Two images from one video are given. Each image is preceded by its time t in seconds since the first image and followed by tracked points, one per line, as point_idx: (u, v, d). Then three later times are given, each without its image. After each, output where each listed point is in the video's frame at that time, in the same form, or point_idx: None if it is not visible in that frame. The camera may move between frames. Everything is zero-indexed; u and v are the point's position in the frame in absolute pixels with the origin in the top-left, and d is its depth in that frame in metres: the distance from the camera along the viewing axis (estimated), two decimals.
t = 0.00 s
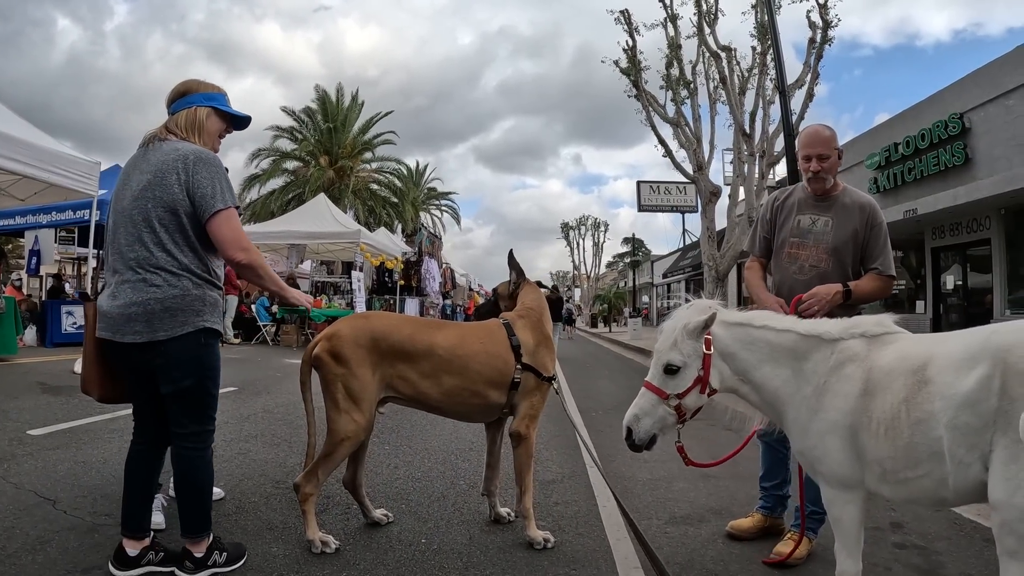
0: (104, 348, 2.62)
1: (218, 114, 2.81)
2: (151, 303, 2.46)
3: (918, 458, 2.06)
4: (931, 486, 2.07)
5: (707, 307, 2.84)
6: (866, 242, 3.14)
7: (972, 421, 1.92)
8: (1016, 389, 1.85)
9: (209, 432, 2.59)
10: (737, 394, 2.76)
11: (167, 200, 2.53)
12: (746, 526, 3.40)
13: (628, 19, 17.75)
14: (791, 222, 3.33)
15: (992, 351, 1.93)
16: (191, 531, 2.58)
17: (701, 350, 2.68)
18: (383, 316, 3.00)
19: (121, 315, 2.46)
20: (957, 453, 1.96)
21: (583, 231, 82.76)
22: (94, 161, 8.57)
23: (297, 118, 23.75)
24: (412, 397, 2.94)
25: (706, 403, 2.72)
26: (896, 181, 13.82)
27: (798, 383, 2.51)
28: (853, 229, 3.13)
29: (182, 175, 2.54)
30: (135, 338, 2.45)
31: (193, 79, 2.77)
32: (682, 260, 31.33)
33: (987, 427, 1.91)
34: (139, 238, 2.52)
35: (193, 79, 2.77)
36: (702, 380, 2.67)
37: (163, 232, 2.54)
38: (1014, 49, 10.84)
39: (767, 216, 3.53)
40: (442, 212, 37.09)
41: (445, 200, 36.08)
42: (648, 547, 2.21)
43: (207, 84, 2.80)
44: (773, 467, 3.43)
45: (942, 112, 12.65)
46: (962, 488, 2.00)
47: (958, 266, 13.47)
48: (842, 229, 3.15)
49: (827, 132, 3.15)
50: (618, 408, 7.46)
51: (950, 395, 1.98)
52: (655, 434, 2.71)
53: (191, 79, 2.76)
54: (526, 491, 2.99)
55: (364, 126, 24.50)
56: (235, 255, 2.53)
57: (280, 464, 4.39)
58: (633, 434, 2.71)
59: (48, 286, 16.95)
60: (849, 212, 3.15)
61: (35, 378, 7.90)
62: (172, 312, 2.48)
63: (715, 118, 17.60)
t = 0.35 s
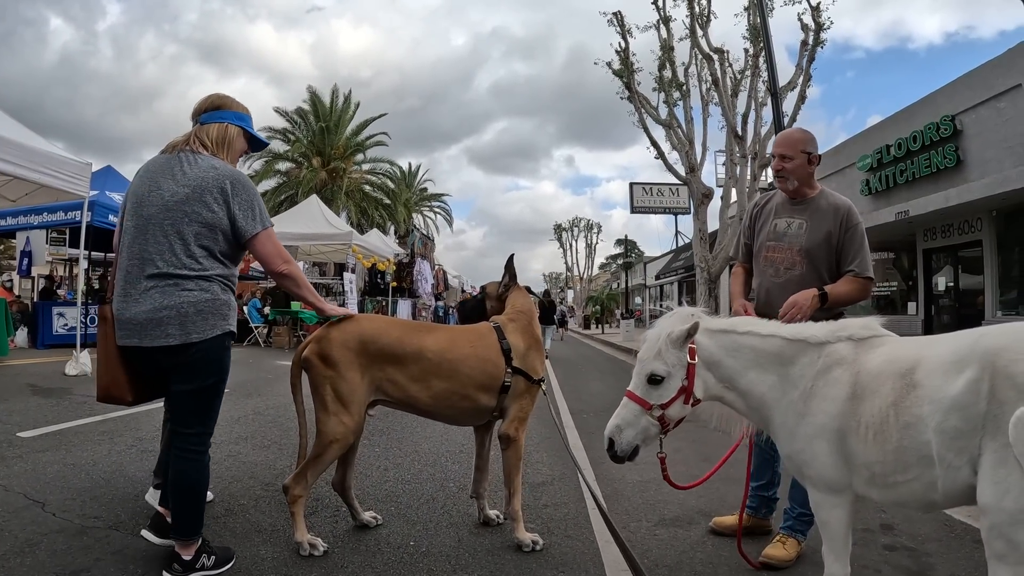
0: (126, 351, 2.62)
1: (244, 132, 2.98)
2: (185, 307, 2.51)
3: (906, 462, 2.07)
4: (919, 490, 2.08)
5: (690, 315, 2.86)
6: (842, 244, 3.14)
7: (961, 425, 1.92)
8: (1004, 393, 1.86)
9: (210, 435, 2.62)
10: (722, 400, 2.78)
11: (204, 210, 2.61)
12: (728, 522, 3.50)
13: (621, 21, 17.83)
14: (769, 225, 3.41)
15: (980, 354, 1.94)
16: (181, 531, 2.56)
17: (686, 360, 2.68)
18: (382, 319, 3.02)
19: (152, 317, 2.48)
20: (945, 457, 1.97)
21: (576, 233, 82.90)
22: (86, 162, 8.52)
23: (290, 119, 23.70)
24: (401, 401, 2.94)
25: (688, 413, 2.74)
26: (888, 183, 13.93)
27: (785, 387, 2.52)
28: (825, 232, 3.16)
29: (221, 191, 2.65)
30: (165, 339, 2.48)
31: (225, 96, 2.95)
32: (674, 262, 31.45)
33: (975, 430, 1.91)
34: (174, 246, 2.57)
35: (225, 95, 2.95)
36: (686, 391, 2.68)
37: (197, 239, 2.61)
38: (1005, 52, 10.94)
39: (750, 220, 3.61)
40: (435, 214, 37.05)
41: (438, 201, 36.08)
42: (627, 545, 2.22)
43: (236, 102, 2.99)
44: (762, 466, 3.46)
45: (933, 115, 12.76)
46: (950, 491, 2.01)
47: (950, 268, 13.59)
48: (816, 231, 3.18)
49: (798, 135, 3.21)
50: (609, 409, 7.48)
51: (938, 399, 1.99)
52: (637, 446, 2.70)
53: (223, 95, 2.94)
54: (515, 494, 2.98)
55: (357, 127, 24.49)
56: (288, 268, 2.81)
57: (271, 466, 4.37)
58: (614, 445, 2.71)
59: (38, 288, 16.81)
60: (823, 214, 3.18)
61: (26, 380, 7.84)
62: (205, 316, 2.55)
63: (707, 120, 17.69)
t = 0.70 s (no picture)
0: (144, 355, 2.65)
1: (260, 150, 3.06)
2: (210, 311, 2.54)
3: (904, 467, 2.06)
4: (915, 494, 2.08)
5: (686, 321, 2.85)
6: (813, 243, 3.19)
7: (956, 430, 1.92)
8: (1000, 397, 1.86)
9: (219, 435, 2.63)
10: (717, 406, 2.78)
11: (227, 219, 2.66)
12: (725, 525, 3.49)
13: (619, 23, 17.86)
14: (746, 232, 3.52)
15: (976, 358, 1.94)
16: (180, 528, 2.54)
17: (681, 367, 2.68)
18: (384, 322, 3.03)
19: (177, 322, 2.49)
20: (942, 461, 1.96)
21: (576, 234, 82.99)
22: (83, 163, 8.50)
23: (289, 121, 23.72)
24: (397, 407, 2.93)
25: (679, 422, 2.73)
26: (886, 184, 13.95)
27: (780, 392, 2.52)
28: (794, 233, 3.23)
29: (243, 201, 2.70)
30: (188, 343, 2.50)
31: (241, 116, 3.04)
32: (673, 263, 31.48)
33: (969, 435, 1.91)
34: (199, 253, 2.60)
35: (241, 115, 3.04)
36: (679, 399, 2.68)
37: (219, 247, 2.64)
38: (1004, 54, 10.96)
39: (731, 229, 3.73)
40: (434, 216, 37.13)
41: (437, 203, 36.12)
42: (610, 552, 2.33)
43: (251, 122, 3.08)
44: (755, 469, 3.45)
45: (931, 116, 12.77)
46: (946, 495, 2.00)
47: (949, 269, 13.60)
48: (786, 233, 3.26)
49: (764, 142, 3.33)
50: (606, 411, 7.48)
51: (934, 404, 1.99)
52: (622, 452, 2.69)
53: (239, 116, 3.04)
54: (509, 497, 2.98)
55: (356, 129, 24.51)
56: (288, 275, 2.75)
57: (268, 469, 4.37)
58: (600, 450, 2.68)
59: (37, 289, 16.81)
60: (793, 215, 3.26)
61: (24, 381, 7.83)
62: (227, 321, 2.59)
63: (706, 122, 17.71)
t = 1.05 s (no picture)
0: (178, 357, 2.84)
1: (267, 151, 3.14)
2: (237, 314, 2.73)
3: (919, 470, 2.07)
4: (932, 497, 2.07)
5: (693, 330, 2.80)
6: (797, 242, 3.17)
7: (971, 433, 1.94)
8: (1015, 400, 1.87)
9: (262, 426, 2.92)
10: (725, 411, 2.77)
11: (242, 224, 2.81)
12: (732, 527, 3.48)
13: (621, 25, 17.86)
14: (735, 239, 3.53)
15: (991, 361, 1.95)
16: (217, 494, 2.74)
17: (691, 381, 2.65)
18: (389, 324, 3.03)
19: (207, 325, 2.69)
20: (958, 464, 1.97)
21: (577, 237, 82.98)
22: (85, 165, 8.50)
23: (290, 123, 23.73)
24: (403, 409, 2.92)
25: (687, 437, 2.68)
26: (888, 186, 13.95)
27: (790, 398, 2.51)
28: (777, 235, 3.23)
29: (254, 205, 2.84)
30: (219, 344, 2.71)
31: (242, 123, 3.12)
32: (674, 265, 31.47)
33: (985, 438, 1.92)
34: (220, 256, 2.77)
35: (242, 122, 3.12)
36: (689, 413, 2.64)
37: (239, 251, 2.81)
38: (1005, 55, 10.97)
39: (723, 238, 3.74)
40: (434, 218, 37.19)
41: (437, 205, 36.13)
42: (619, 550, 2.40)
43: (256, 125, 3.16)
44: (760, 471, 3.46)
45: (933, 118, 12.78)
46: (962, 497, 2.01)
47: (950, 270, 13.60)
48: (770, 235, 3.26)
49: (744, 150, 3.38)
50: (609, 413, 7.46)
51: (949, 407, 1.99)
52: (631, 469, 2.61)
53: (240, 123, 3.12)
54: (518, 501, 2.97)
55: (357, 132, 24.53)
56: (293, 268, 2.83)
57: (272, 473, 4.35)
58: (607, 467, 2.61)
59: (39, 291, 16.81)
60: (775, 218, 3.26)
61: (27, 384, 7.82)
62: (252, 321, 2.77)
63: (708, 124, 17.72)
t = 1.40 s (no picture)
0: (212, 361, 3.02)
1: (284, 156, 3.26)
2: (268, 320, 2.90)
3: (944, 472, 2.08)
4: (956, 498, 2.10)
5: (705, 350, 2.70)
6: (800, 241, 3.16)
7: (995, 435, 1.98)
8: None
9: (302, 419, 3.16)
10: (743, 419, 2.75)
11: (268, 232, 2.96)
12: (746, 530, 3.45)
13: (625, 28, 17.87)
14: (741, 244, 3.52)
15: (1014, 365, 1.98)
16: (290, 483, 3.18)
17: (706, 402, 2.57)
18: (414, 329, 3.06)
19: (240, 331, 2.88)
20: (983, 465, 2.02)
21: (579, 240, 82.93)
22: (92, 168, 8.49)
23: (293, 126, 23.75)
24: (419, 414, 2.92)
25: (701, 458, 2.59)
26: (892, 188, 13.94)
27: (808, 405, 2.48)
28: (780, 236, 3.22)
29: (277, 212, 2.98)
30: (252, 349, 2.89)
31: (260, 132, 3.23)
32: (677, 268, 31.44)
33: (1009, 440, 1.97)
34: (249, 265, 2.94)
35: (259, 131, 3.23)
36: (704, 434, 2.56)
37: (267, 258, 2.97)
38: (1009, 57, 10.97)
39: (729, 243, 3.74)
40: (437, 221, 37.19)
41: (440, 208, 36.16)
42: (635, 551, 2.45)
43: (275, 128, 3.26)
44: (772, 475, 3.45)
45: (937, 121, 12.78)
46: (986, 499, 2.05)
47: (954, 273, 13.58)
48: (773, 238, 3.25)
49: (740, 157, 3.37)
50: (617, 416, 7.44)
51: (974, 409, 2.02)
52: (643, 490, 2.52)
53: (258, 132, 3.23)
54: (535, 505, 2.97)
55: (360, 135, 24.56)
56: (322, 268, 2.92)
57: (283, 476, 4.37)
58: (619, 488, 2.51)
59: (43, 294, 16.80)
60: (776, 220, 3.25)
61: (32, 387, 7.80)
62: (283, 326, 2.95)
63: (712, 126, 17.73)
